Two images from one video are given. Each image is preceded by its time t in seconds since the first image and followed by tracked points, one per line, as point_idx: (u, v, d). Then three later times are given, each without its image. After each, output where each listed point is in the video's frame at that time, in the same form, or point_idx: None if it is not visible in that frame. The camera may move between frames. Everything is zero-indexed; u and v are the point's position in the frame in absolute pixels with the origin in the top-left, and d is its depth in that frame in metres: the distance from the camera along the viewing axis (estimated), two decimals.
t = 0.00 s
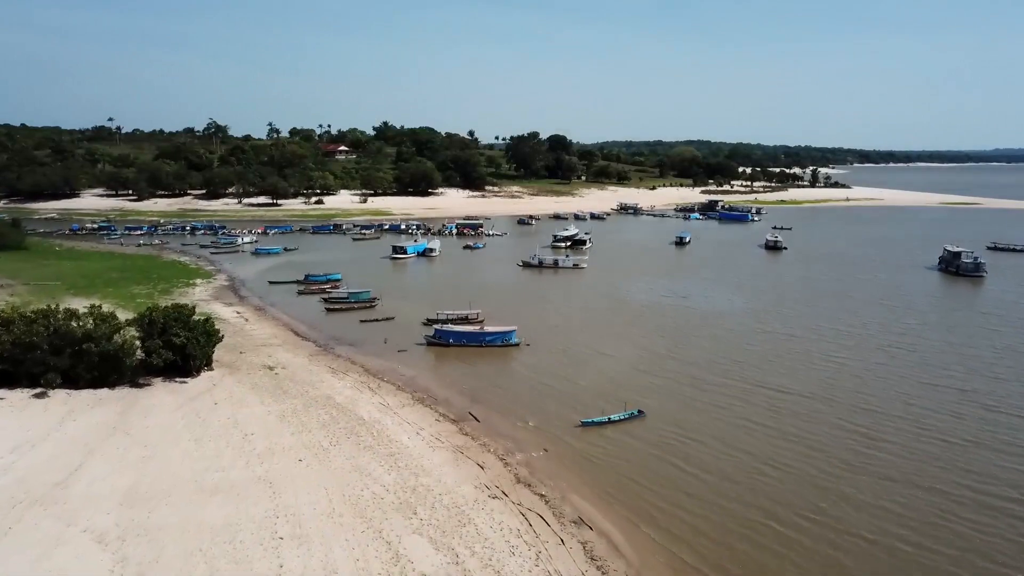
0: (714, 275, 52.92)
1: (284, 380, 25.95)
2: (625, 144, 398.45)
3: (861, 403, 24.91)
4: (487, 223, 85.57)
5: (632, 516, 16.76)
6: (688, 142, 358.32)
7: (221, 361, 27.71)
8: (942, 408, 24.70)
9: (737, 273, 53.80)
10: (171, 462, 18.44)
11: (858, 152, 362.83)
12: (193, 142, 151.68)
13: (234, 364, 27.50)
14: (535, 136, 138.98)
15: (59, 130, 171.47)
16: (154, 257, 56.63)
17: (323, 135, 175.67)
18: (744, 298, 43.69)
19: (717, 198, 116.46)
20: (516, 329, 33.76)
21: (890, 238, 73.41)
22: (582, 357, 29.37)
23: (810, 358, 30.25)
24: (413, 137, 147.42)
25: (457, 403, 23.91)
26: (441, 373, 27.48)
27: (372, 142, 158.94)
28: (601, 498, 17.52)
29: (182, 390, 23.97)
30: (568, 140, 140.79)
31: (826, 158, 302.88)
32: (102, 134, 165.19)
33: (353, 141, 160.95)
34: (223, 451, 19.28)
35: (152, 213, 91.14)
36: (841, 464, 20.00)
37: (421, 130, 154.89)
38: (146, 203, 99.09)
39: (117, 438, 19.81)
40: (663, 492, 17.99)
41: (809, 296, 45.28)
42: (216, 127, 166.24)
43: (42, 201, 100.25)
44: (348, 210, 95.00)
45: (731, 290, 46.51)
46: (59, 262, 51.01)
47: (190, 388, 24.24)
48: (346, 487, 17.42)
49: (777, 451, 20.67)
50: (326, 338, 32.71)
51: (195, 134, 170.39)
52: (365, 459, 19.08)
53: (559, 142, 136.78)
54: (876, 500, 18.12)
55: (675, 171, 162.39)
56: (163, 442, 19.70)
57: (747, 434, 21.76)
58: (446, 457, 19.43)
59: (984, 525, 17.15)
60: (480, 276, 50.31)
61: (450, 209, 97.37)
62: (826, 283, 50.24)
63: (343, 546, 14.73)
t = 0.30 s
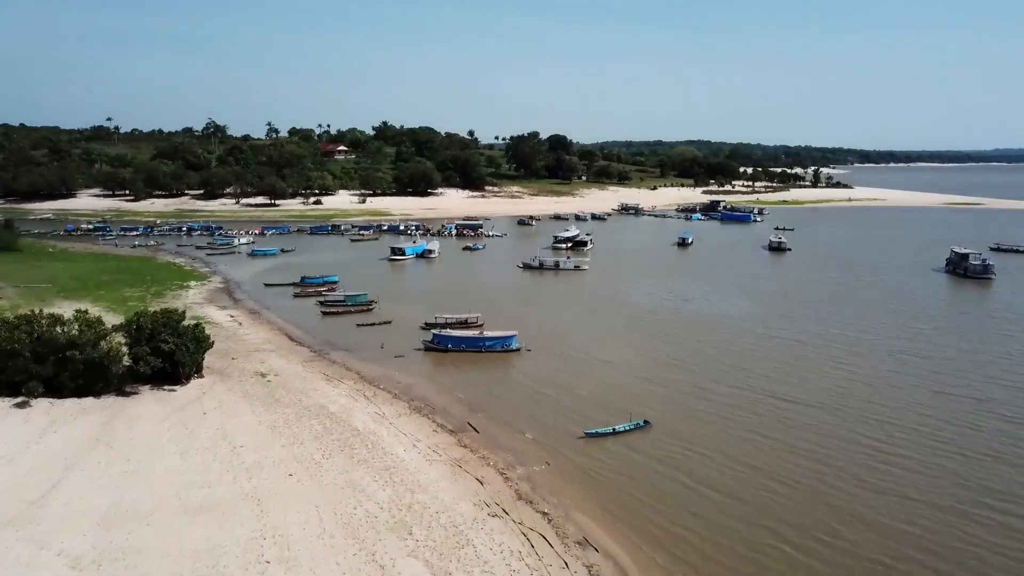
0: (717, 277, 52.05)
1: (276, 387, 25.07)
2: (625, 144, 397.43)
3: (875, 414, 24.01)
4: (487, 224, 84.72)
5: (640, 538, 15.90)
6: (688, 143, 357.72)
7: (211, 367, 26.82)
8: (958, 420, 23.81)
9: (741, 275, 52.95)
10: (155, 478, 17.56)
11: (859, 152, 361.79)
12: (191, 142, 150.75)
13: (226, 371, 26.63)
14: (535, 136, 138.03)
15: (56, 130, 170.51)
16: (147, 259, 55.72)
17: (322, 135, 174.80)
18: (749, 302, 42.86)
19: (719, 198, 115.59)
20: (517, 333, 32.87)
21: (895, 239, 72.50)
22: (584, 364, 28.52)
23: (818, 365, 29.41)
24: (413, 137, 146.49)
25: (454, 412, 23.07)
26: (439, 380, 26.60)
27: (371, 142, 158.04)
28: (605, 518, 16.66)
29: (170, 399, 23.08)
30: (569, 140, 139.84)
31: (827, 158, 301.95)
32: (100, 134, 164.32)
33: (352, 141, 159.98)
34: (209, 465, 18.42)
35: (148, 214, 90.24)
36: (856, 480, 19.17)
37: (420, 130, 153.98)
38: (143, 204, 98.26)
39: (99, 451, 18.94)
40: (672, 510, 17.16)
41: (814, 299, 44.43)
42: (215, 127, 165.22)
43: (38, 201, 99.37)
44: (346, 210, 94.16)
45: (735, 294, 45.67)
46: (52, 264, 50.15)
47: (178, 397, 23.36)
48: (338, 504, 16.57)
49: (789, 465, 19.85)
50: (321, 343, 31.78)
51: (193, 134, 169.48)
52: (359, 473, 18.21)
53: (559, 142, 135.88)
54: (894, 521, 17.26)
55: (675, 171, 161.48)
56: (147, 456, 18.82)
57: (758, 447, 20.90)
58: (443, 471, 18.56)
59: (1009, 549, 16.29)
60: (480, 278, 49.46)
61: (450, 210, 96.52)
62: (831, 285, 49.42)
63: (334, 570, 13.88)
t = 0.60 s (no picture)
0: (722, 279, 51.18)
1: (269, 396, 24.22)
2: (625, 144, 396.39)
3: (889, 425, 23.16)
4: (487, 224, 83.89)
5: (647, 561, 15.05)
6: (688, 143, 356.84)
7: (202, 374, 25.96)
8: (976, 431, 22.96)
9: (745, 278, 52.08)
10: (137, 495, 16.69)
11: (860, 152, 360.63)
12: (189, 142, 149.88)
13: (217, 378, 25.77)
14: (536, 136, 137.16)
15: (54, 130, 169.61)
16: (142, 260, 54.89)
17: (321, 135, 173.85)
18: (754, 305, 41.98)
19: (721, 198, 114.67)
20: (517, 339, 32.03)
21: (900, 240, 71.57)
22: (587, 371, 27.64)
23: (827, 372, 28.56)
24: (413, 137, 145.57)
25: (453, 423, 22.19)
26: (437, 387, 25.75)
27: (370, 142, 157.14)
28: (611, 539, 15.80)
29: (157, 409, 22.19)
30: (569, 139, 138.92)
31: (828, 158, 300.92)
32: (98, 134, 163.51)
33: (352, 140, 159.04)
34: (195, 480, 17.56)
35: (145, 215, 89.42)
36: (873, 496, 18.34)
37: (420, 130, 153.15)
38: (140, 204, 97.44)
39: (80, 465, 18.08)
40: (681, 531, 16.31)
41: (821, 302, 43.56)
42: (214, 126, 164.26)
43: (34, 202, 98.55)
44: (345, 211, 93.32)
45: (739, 296, 44.80)
46: (45, 266, 49.34)
47: (167, 406, 22.51)
48: (330, 523, 15.69)
49: (802, 481, 19.01)
50: (317, 349, 30.93)
51: (192, 134, 168.65)
52: (352, 488, 17.35)
53: (560, 142, 135.03)
54: (913, 542, 16.42)
55: (677, 171, 160.54)
56: (130, 470, 17.94)
57: (769, 462, 20.02)
58: (441, 486, 17.69)
59: None
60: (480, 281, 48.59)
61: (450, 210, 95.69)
62: (836, 287, 48.60)
63: None
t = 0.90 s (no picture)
0: (725, 281, 50.31)
1: (260, 405, 23.32)
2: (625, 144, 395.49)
3: (905, 437, 22.26)
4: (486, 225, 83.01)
5: None
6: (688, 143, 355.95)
7: (192, 382, 25.06)
8: (994, 443, 22.09)
9: (749, 280, 51.24)
10: (116, 515, 15.79)
11: (861, 152, 359.65)
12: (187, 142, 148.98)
13: (207, 386, 24.87)
14: (536, 136, 136.25)
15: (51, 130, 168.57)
16: (136, 262, 53.99)
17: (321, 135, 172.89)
18: (760, 309, 41.12)
19: (722, 199, 113.75)
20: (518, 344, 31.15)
21: (905, 241, 70.67)
22: (589, 379, 26.75)
23: (838, 380, 27.67)
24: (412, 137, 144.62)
25: (451, 434, 21.30)
26: (435, 395, 24.86)
27: (370, 141, 156.12)
28: (617, 563, 14.93)
29: (143, 419, 21.29)
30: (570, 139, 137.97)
31: (829, 158, 299.98)
32: (96, 134, 162.50)
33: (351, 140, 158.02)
34: (179, 497, 16.66)
35: (141, 215, 88.49)
36: (891, 516, 17.46)
37: (420, 130, 152.22)
38: (136, 204, 96.52)
39: (59, 481, 17.18)
40: (691, 555, 15.44)
41: (827, 305, 42.68)
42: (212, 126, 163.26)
43: (30, 202, 97.60)
44: (343, 211, 92.43)
45: (743, 299, 43.97)
46: (36, 268, 48.42)
47: (154, 416, 21.62)
48: (319, 545, 14.78)
49: (816, 498, 18.15)
50: (311, 354, 30.03)
51: (190, 134, 167.64)
52: (344, 506, 16.45)
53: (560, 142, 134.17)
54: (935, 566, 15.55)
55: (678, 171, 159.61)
56: (111, 487, 17.06)
57: (780, 477, 19.14)
58: (438, 504, 16.79)
59: None
60: (480, 283, 47.71)
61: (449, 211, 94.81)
62: (842, 289, 47.75)
63: None
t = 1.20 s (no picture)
0: (729, 284, 49.48)
1: (250, 414, 22.43)
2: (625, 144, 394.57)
3: (920, 450, 21.40)
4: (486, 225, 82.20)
5: None
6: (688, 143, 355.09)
7: (181, 390, 24.17)
8: (1013, 456, 21.25)
9: (753, 282, 50.42)
10: (94, 536, 14.92)
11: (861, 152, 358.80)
12: (186, 141, 148.11)
13: (197, 394, 23.98)
14: (536, 136, 135.42)
15: (50, 130, 167.61)
16: (130, 264, 53.11)
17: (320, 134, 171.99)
18: (765, 313, 40.32)
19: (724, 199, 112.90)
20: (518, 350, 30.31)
21: (910, 242, 69.84)
22: (592, 387, 25.90)
23: (849, 389, 26.80)
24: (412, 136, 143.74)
25: (449, 446, 20.43)
26: (432, 404, 23.99)
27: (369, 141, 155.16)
28: None
29: (128, 430, 20.43)
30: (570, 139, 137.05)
31: (830, 159, 299.18)
32: (94, 134, 161.57)
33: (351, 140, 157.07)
34: (163, 516, 15.80)
35: (138, 215, 87.56)
36: (910, 537, 16.62)
37: (420, 130, 151.34)
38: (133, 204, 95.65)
39: (35, 498, 16.32)
40: None
41: (834, 309, 41.87)
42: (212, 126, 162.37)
43: (26, 202, 96.68)
44: (341, 211, 91.58)
45: (748, 303, 43.14)
46: (27, 270, 47.55)
47: (139, 427, 20.75)
48: (308, 569, 13.90)
49: (830, 517, 17.29)
50: (306, 360, 29.14)
51: (189, 134, 166.73)
52: (336, 525, 15.59)
53: (561, 141, 133.31)
54: None
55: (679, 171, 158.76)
56: (91, 505, 16.20)
57: (792, 494, 18.29)
58: (435, 523, 15.91)
59: None
60: (480, 285, 46.85)
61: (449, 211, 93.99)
62: (848, 292, 46.89)
63: None
